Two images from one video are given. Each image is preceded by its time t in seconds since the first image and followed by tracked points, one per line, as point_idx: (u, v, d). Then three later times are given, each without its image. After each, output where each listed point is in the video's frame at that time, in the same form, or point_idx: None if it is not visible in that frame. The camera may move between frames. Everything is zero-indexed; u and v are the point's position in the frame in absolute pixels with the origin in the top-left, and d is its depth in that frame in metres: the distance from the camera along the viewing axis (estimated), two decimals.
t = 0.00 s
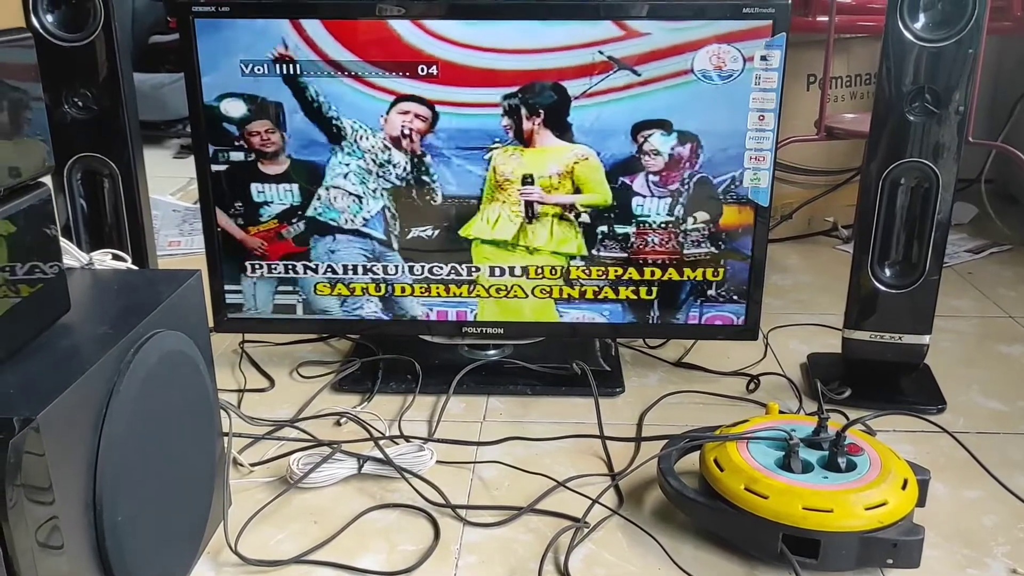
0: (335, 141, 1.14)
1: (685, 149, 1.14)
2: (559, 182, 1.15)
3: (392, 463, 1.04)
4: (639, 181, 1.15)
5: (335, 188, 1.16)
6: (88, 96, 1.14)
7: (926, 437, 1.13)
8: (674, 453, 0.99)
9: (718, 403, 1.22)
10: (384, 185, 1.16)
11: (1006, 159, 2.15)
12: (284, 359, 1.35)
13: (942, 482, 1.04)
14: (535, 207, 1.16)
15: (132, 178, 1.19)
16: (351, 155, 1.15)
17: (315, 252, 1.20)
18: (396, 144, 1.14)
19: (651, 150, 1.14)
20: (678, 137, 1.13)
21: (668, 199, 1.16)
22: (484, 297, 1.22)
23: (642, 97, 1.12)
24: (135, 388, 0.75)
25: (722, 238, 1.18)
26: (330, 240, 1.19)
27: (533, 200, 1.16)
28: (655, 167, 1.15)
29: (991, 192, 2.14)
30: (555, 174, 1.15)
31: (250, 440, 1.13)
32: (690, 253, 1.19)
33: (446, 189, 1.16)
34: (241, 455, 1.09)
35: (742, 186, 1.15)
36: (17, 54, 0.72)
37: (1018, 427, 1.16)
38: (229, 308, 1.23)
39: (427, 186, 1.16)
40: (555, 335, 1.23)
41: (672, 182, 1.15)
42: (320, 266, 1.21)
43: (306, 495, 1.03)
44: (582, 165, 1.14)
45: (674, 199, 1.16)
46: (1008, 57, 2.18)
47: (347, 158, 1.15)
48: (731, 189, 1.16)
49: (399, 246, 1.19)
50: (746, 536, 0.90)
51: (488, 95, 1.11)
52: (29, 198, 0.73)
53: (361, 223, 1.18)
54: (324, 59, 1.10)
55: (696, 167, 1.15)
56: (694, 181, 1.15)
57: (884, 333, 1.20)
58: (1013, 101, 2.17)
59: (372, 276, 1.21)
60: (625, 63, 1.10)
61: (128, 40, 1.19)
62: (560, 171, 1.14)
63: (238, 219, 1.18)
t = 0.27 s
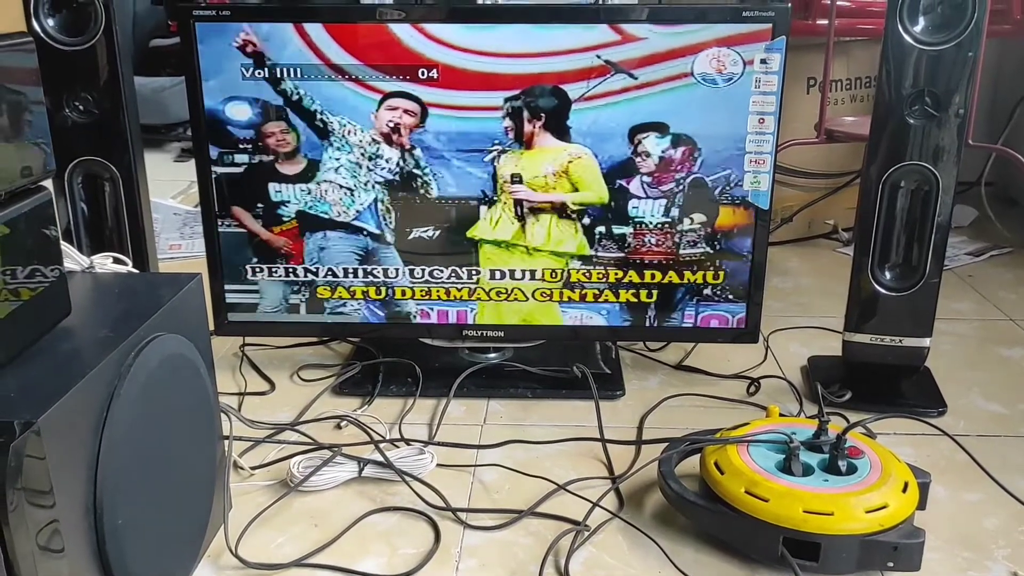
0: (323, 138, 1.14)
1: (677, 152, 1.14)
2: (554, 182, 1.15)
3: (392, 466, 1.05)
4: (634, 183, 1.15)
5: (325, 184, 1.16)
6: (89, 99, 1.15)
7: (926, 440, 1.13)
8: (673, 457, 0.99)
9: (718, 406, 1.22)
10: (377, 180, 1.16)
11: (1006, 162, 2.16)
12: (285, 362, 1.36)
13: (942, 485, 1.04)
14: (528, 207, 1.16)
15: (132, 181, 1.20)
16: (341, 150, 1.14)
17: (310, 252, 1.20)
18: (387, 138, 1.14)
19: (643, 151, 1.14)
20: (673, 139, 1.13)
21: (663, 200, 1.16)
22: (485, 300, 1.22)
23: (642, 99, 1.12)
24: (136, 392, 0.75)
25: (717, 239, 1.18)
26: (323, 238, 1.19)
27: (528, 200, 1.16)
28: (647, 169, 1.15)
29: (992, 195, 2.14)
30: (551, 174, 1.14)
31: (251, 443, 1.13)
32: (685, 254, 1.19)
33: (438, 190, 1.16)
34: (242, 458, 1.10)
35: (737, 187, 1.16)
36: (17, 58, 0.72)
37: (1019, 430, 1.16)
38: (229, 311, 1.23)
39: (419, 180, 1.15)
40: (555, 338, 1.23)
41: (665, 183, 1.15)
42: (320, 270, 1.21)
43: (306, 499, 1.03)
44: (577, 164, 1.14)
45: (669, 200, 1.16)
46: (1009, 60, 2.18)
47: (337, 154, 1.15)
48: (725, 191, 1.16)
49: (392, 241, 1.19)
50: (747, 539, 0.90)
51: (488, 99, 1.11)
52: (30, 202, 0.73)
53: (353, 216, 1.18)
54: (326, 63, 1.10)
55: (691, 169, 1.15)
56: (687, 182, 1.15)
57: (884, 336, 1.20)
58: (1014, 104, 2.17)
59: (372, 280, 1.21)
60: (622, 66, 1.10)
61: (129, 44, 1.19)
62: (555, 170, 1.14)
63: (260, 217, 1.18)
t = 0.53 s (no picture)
0: (319, 141, 1.14)
1: (677, 154, 1.14)
2: (550, 180, 1.15)
3: (393, 468, 1.04)
4: (631, 184, 1.15)
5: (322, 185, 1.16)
6: (89, 101, 1.15)
7: (927, 441, 1.13)
8: (674, 458, 0.99)
9: (718, 408, 1.22)
10: (377, 180, 1.16)
11: (1006, 163, 2.16)
12: (285, 364, 1.35)
13: (943, 486, 1.04)
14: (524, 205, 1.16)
15: (132, 183, 1.20)
16: (337, 152, 1.14)
17: (310, 253, 1.20)
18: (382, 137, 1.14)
19: (644, 152, 1.14)
20: (673, 142, 1.14)
21: (660, 201, 1.16)
22: (485, 301, 1.22)
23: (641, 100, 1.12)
24: (137, 393, 0.75)
25: (714, 238, 1.18)
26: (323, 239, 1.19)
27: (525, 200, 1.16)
28: (646, 170, 1.15)
29: (991, 196, 2.14)
30: (547, 172, 1.14)
31: (251, 445, 1.13)
32: (682, 253, 1.19)
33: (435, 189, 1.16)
34: (242, 460, 1.10)
35: (733, 186, 1.16)
36: (15, 60, 0.72)
37: (1019, 430, 1.16)
38: (229, 313, 1.24)
39: (417, 179, 1.15)
40: (556, 339, 1.23)
41: (662, 185, 1.15)
42: (320, 272, 1.21)
43: (307, 500, 1.03)
44: (572, 161, 1.14)
45: (667, 201, 1.16)
46: (1009, 61, 2.18)
47: (334, 155, 1.15)
48: (722, 190, 1.16)
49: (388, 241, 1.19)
50: (747, 540, 0.90)
51: (488, 100, 1.11)
52: (30, 203, 0.73)
53: (353, 217, 1.18)
54: (328, 64, 1.10)
55: (687, 171, 1.15)
56: (682, 182, 1.15)
57: (885, 337, 1.20)
58: (1013, 104, 2.17)
59: (373, 281, 1.21)
60: (620, 68, 1.10)
61: (129, 46, 1.19)
62: (550, 168, 1.14)
63: (275, 218, 1.18)
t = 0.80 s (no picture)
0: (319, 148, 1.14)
1: (675, 156, 1.14)
2: (541, 178, 1.14)
3: (394, 470, 1.04)
4: (629, 184, 1.15)
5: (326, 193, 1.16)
6: (89, 103, 1.15)
7: (927, 442, 1.13)
8: (675, 459, 0.99)
9: (719, 409, 1.22)
10: (380, 186, 1.16)
11: (1006, 163, 2.16)
12: (286, 365, 1.35)
13: (944, 487, 1.04)
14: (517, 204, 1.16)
15: (133, 185, 1.20)
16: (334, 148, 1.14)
17: (309, 253, 1.20)
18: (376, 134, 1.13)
19: (652, 154, 1.14)
20: (669, 143, 1.13)
21: (658, 200, 1.16)
22: (486, 302, 1.22)
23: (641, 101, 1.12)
24: (138, 395, 0.75)
25: (711, 236, 1.18)
26: (325, 242, 1.19)
27: (522, 200, 1.16)
28: (652, 171, 1.14)
29: (992, 196, 2.14)
30: (536, 171, 1.14)
31: (251, 447, 1.13)
32: (680, 251, 1.19)
33: (432, 190, 1.16)
34: (243, 462, 1.09)
35: (731, 184, 1.15)
36: (15, 61, 0.72)
37: (1020, 431, 1.16)
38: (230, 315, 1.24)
39: (415, 179, 1.15)
40: (557, 340, 1.23)
41: (662, 186, 1.15)
42: (320, 273, 1.21)
43: (308, 502, 1.03)
44: (560, 159, 1.14)
45: (664, 201, 1.16)
46: (1009, 62, 2.18)
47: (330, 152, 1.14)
48: (718, 188, 1.16)
49: (384, 240, 1.19)
50: (748, 542, 0.90)
51: (488, 101, 1.11)
52: (31, 205, 0.73)
53: (350, 216, 1.18)
54: (330, 65, 1.10)
55: (678, 171, 1.15)
56: (679, 182, 1.15)
57: (885, 338, 1.20)
58: (1013, 105, 2.18)
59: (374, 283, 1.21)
60: (618, 69, 1.10)
61: (129, 47, 1.19)
62: (539, 167, 1.14)
63: (285, 220, 1.18)
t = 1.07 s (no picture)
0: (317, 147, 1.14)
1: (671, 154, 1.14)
2: (534, 174, 1.14)
3: (395, 471, 1.04)
4: (629, 181, 1.15)
5: (327, 194, 1.16)
6: (90, 104, 1.15)
7: (929, 442, 1.13)
8: (676, 460, 0.99)
9: (720, 409, 1.22)
10: (379, 185, 1.16)
11: (1007, 164, 2.16)
12: (286, 366, 1.35)
13: (945, 487, 1.04)
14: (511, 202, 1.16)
15: (133, 185, 1.20)
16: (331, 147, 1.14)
17: (311, 252, 1.19)
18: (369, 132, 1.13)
19: (651, 152, 1.13)
20: (664, 140, 1.13)
21: (657, 198, 1.16)
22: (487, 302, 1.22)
23: (641, 102, 1.12)
24: (139, 396, 0.75)
25: (708, 234, 1.18)
26: (331, 245, 1.19)
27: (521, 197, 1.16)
28: (653, 169, 1.14)
29: (992, 197, 2.15)
30: (531, 169, 1.14)
31: (252, 447, 1.12)
32: (678, 249, 1.19)
33: (432, 189, 1.16)
34: (244, 462, 1.09)
35: (729, 183, 1.15)
36: (16, 62, 0.72)
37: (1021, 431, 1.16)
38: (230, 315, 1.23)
39: (413, 178, 1.15)
40: (558, 341, 1.23)
41: (663, 183, 1.15)
42: (321, 273, 1.21)
43: (309, 502, 1.03)
44: (552, 156, 1.14)
45: (663, 199, 1.16)
46: (1009, 62, 2.18)
47: (328, 151, 1.14)
48: (717, 186, 1.15)
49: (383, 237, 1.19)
50: (750, 542, 0.90)
51: (489, 101, 1.11)
52: (33, 205, 0.73)
53: (348, 215, 1.18)
54: (332, 66, 1.10)
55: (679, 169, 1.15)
56: (677, 181, 1.15)
57: (886, 338, 1.20)
58: (1013, 105, 2.18)
59: (376, 283, 1.21)
60: (617, 69, 1.10)
61: (130, 47, 1.19)
62: (530, 164, 1.14)
63: (286, 219, 1.18)
